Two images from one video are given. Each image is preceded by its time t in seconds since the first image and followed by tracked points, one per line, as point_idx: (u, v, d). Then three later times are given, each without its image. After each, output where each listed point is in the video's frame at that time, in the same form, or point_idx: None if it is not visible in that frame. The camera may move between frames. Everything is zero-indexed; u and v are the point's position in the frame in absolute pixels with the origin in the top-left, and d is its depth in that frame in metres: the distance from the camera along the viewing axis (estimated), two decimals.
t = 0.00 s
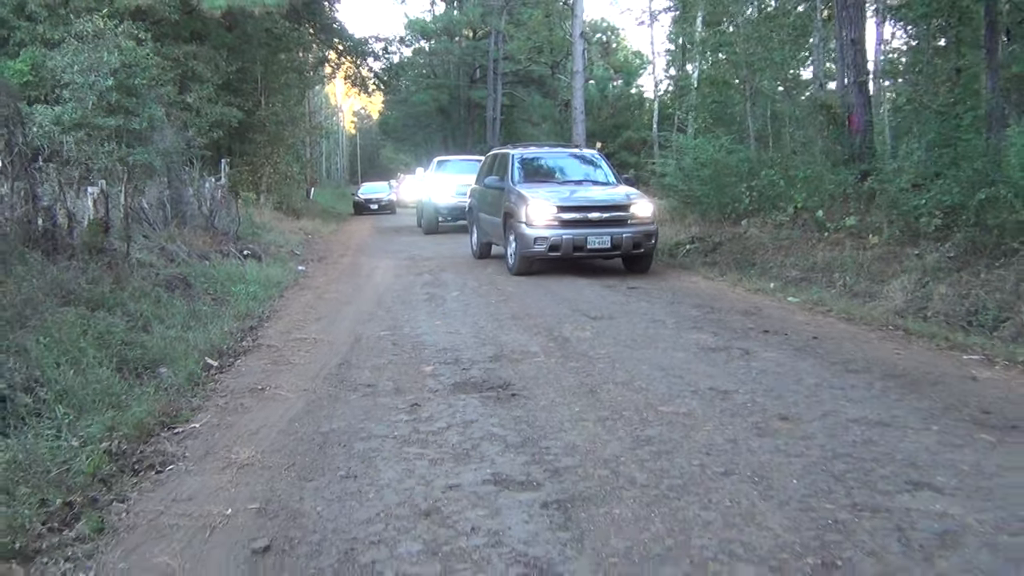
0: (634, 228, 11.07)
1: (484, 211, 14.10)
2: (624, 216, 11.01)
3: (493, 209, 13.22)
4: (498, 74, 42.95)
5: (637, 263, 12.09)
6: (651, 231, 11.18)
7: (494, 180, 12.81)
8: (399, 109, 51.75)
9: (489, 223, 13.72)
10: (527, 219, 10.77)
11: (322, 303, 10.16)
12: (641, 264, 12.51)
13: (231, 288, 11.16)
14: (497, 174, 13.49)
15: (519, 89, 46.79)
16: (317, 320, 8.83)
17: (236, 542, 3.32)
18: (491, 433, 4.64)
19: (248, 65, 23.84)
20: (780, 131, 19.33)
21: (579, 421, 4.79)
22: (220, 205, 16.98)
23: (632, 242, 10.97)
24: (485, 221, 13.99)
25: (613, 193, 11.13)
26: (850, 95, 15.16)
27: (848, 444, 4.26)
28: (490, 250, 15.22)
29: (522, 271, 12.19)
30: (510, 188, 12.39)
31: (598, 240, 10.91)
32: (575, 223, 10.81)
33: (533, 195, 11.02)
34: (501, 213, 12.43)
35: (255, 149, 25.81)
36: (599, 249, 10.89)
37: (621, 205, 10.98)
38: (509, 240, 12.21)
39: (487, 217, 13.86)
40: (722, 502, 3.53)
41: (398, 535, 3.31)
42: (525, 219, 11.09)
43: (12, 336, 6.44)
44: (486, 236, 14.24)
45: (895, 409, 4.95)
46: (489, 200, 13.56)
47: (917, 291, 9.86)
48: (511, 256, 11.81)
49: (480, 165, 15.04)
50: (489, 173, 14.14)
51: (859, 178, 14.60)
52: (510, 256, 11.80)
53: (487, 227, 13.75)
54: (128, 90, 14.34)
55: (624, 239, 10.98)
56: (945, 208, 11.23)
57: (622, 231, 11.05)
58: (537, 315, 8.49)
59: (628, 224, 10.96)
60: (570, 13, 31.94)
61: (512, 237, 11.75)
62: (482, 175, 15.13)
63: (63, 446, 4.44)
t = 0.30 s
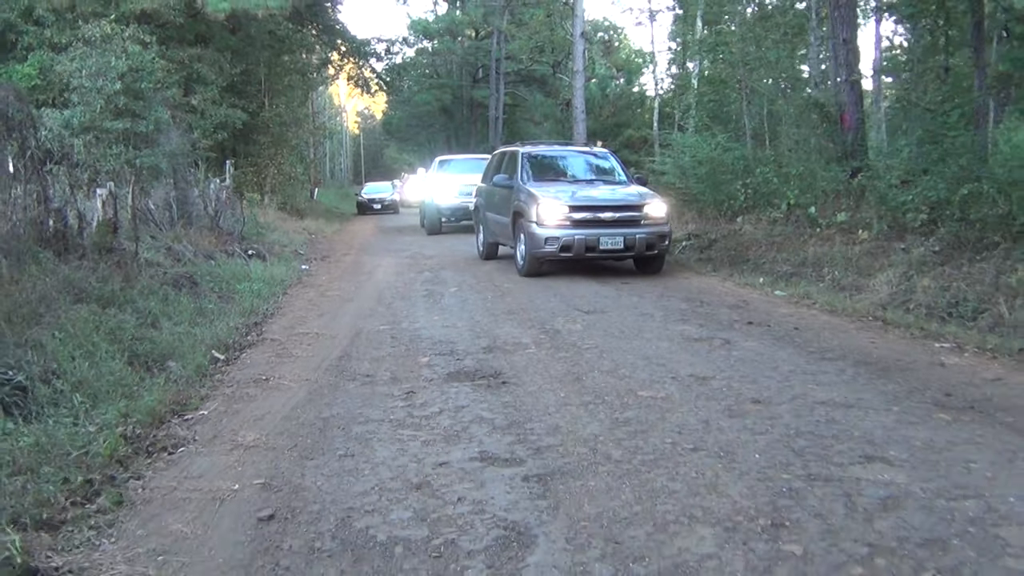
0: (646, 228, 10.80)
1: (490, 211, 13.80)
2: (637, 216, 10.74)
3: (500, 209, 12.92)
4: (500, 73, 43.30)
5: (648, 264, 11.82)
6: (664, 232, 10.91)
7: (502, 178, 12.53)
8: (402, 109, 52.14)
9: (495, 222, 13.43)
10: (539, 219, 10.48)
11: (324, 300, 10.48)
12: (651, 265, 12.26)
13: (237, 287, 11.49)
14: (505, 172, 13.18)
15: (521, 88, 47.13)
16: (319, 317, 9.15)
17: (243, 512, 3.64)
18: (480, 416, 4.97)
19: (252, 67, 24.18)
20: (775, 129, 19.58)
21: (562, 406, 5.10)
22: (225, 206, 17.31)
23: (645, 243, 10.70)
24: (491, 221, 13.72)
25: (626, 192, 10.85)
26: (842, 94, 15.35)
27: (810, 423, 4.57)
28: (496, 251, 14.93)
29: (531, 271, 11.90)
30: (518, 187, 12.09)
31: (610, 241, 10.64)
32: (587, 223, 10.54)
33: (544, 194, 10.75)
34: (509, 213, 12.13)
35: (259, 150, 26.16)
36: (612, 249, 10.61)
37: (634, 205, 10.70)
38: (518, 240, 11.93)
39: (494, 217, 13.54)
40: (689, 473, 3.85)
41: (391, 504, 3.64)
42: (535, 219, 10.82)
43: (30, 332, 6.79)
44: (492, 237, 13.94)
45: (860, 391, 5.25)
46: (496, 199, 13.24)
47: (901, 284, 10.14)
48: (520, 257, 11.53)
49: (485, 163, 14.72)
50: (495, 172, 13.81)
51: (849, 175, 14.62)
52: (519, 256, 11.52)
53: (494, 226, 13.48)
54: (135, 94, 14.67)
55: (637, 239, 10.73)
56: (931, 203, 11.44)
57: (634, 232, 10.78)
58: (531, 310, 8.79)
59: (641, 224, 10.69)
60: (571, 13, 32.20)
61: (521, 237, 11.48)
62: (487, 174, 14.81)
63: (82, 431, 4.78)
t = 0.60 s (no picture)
0: (656, 232, 10.65)
1: (495, 217, 13.65)
2: (647, 220, 10.59)
3: (506, 215, 12.77)
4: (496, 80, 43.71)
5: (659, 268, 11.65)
6: (674, 235, 10.75)
7: (508, 184, 12.41)
8: (400, 116, 52.56)
9: (501, 229, 13.31)
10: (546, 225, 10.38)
11: (327, 304, 10.81)
12: (661, 269, 12.12)
13: (241, 293, 11.82)
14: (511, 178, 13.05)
15: (517, 93, 47.54)
16: (322, 320, 9.47)
17: (259, 493, 3.96)
18: (477, 407, 5.29)
19: (250, 77, 24.54)
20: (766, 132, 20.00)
21: (554, 397, 5.42)
22: (227, 214, 17.65)
23: (655, 247, 10.55)
24: (497, 227, 13.59)
25: (634, 196, 10.71)
26: (831, 95, 15.54)
27: (785, 408, 4.89)
28: (502, 257, 14.79)
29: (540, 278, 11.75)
30: (524, 191, 11.95)
31: (620, 246, 10.50)
32: (596, 229, 10.41)
33: (551, 200, 10.63)
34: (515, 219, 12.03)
35: (259, 159, 26.52)
36: (622, 254, 10.47)
37: (643, 209, 10.56)
38: (526, 247, 11.79)
39: (499, 222, 13.38)
40: (669, 454, 4.17)
41: (394, 485, 3.96)
42: (542, 225, 10.70)
43: (48, 337, 7.12)
44: (497, 243, 13.80)
45: (834, 379, 5.57)
46: (501, 205, 13.09)
47: (886, 280, 10.45)
48: (528, 264, 11.41)
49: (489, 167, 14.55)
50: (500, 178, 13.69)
51: (838, 175, 14.98)
52: (528, 263, 11.39)
53: (500, 233, 13.37)
54: (138, 106, 15.00)
55: (647, 243, 10.60)
56: (915, 201, 11.85)
57: (644, 236, 10.63)
58: (527, 310, 9.10)
59: (651, 228, 10.54)
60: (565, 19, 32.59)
61: (529, 243, 11.35)
62: (491, 179, 14.64)
63: (105, 427, 5.11)
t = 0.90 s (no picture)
0: (669, 233, 10.30)
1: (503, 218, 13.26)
2: (659, 220, 10.24)
3: (514, 216, 12.40)
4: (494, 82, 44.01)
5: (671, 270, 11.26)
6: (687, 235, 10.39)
7: (514, 185, 12.05)
8: (398, 118, 52.90)
9: (508, 230, 12.93)
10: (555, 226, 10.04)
11: (328, 302, 11.11)
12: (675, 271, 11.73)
13: (245, 292, 12.12)
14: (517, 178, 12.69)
15: (515, 95, 47.86)
16: (325, 316, 9.77)
17: (273, 470, 4.27)
18: (474, 394, 5.60)
19: (250, 80, 24.83)
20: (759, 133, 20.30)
21: (547, 384, 5.73)
22: (228, 216, 17.95)
23: (669, 248, 10.18)
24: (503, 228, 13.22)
25: (646, 195, 10.36)
26: (821, 96, 15.74)
27: (763, 393, 5.20)
28: (508, 258, 14.39)
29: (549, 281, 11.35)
30: (532, 192, 11.58)
31: (633, 247, 10.13)
32: (607, 229, 10.04)
33: (561, 200, 10.28)
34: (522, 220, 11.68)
35: (259, 161, 26.81)
36: (634, 256, 10.09)
37: (655, 209, 10.21)
38: (534, 249, 11.40)
39: (507, 223, 12.99)
40: (651, 433, 4.48)
41: (397, 461, 4.28)
42: (551, 226, 10.34)
43: (63, 331, 7.44)
44: (505, 245, 13.41)
45: (812, 367, 5.88)
46: (509, 206, 12.70)
47: (872, 276, 10.75)
48: (537, 266, 11.02)
49: (495, 168, 14.14)
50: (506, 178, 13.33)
51: (828, 174, 15.28)
52: (536, 266, 11.02)
53: (506, 234, 13.01)
54: (141, 109, 15.28)
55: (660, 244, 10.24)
56: (901, 200, 12.10)
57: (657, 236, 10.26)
58: (522, 306, 9.40)
59: (664, 228, 10.18)
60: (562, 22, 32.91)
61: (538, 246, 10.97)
62: (498, 179, 14.22)
63: (124, 413, 5.42)
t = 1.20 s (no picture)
0: (685, 241, 10.10)
1: (512, 224, 13.00)
2: (675, 229, 10.04)
3: (524, 222, 12.16)
4: (494, 87, 44.45)
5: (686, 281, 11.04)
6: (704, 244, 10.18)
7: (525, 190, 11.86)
8: (398, 123, 53.25)
9: (517, 237, 12.64)
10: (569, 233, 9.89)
11: (330, 305, 11.43)
12: (689, 280, 11.51)
13: (251, 295, 12.44)
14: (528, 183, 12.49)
15: (514, 100, 48.22)
16: (328, 319, 10.08)
17: (286, 460, 4.59)
18: (472, 392, 5.92)
19: (252, 86, 25.14)
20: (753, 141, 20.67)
21: (541, 384, 6.05)
22: (232, 220, 18.28)
23: (685, 257, 9.98)
24: (512, 235, 12.96)
25: (662, 203, 10.17)
26: (813, 107, 16.01)
27: (744, 393, 5.52)
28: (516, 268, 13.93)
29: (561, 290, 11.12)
30: (543, 198, 11.36)
31: (648, 256, 9.93)
32: (622, 237, 9.85)
33: (575, 206, 10.10)
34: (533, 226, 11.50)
35: (261, 165, 27.14)
36: (649, 265, 9.89)
37: (672, 216, 10.01)
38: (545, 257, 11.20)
39: (516, 230, 12.75)
40: (638, 429, 4.81)
41: (401, 453, 4.60)
42: (564, 233, 10.14)
43: (78, 333, 7.76)
44: (513, 252, 13.11)
45: (794, 370, 6.20)
46: (519, 212, 12.45)
47: (859, 283, 11.08)
48: (548, 274, 10.80)
49: (503, 172, 13.88)
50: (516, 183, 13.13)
51: (819, 183, 15.55)
52: (548, 274, 10.83)
53: (515, 241, 12.75)
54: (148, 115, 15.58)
55: (675, 252, 10.04)
56: (889, 209, 12.43)
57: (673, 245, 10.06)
58: (520, 310, 9.71)
59: (680, 237, 9.99)
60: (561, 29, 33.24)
61: (550, 253, 10.75)
62: (506, 184, 13.97)
63: (142, 408, 5.75)
